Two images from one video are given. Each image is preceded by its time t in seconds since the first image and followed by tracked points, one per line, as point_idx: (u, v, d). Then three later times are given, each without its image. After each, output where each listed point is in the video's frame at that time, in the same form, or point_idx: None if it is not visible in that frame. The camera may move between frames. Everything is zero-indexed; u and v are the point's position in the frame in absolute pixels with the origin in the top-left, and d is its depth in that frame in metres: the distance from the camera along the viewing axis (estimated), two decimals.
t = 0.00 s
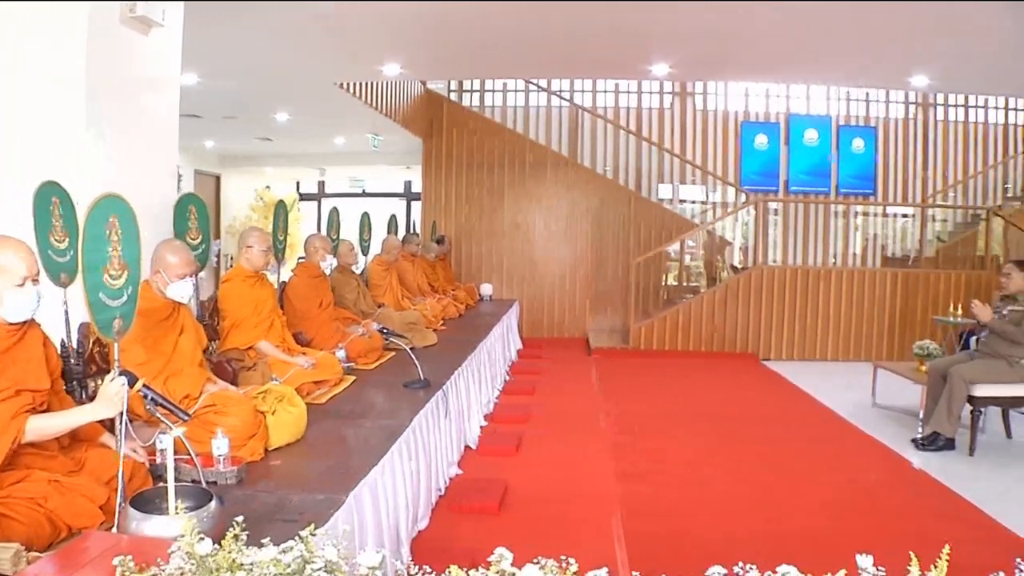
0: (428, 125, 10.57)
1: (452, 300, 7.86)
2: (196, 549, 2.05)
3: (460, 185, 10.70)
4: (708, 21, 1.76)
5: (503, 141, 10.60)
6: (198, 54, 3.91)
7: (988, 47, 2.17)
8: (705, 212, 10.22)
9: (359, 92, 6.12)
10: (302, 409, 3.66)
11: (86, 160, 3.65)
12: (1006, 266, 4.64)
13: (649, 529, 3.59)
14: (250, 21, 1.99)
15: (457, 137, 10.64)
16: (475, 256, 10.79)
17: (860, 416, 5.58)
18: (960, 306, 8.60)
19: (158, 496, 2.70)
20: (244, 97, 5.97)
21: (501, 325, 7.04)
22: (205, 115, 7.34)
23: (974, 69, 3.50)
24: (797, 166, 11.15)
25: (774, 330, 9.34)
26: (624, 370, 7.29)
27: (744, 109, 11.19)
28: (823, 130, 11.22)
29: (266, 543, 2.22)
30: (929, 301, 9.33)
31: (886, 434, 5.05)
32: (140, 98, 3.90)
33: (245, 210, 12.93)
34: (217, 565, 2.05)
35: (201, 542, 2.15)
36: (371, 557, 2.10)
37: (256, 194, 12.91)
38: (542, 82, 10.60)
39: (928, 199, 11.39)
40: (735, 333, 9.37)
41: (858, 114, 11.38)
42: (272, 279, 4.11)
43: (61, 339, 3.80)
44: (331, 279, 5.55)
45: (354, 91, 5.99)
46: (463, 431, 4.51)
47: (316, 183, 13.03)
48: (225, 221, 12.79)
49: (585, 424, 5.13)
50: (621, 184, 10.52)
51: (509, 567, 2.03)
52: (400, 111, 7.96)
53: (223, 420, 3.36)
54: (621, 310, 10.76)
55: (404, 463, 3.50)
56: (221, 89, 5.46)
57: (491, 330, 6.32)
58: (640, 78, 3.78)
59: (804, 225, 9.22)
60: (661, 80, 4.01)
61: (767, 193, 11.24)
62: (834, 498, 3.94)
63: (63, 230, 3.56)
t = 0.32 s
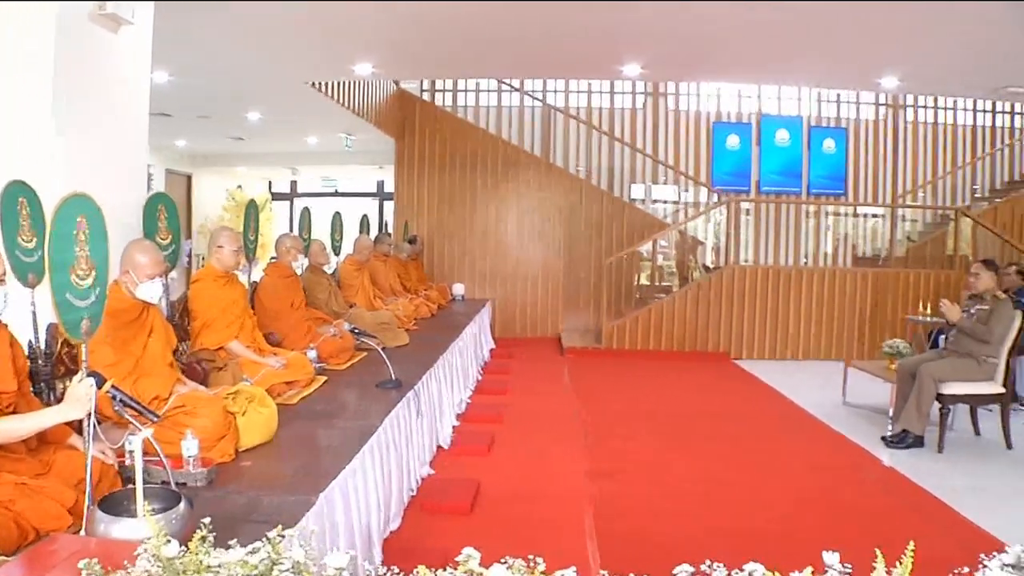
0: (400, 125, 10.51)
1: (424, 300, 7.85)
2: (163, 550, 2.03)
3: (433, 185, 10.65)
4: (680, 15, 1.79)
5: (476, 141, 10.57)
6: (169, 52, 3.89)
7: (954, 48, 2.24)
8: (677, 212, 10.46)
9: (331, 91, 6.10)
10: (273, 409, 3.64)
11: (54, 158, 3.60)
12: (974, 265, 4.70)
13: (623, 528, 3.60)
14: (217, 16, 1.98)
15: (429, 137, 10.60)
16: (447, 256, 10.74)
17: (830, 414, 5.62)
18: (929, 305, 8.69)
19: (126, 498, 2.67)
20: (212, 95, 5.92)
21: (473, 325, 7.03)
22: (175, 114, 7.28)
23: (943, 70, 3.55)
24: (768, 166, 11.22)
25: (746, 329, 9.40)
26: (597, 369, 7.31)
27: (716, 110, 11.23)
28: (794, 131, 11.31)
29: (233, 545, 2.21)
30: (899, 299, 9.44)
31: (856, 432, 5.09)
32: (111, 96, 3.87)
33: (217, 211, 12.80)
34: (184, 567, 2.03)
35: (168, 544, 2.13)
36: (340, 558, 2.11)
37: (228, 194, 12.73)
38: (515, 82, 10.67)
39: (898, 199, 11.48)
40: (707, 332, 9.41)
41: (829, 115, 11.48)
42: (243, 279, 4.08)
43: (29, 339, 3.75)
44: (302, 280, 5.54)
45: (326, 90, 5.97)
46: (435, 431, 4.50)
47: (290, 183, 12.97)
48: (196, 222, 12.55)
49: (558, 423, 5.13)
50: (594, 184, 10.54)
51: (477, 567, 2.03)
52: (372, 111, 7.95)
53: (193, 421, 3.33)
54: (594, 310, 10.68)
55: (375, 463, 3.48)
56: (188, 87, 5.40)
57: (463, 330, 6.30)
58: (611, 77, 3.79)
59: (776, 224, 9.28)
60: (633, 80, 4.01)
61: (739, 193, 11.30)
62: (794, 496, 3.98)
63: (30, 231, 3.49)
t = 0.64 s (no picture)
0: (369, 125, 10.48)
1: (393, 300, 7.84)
2: (124, 554, 2.05)
3: (402, 186, 10.62)
4: (646, 17, 1.94)
5: (445, 141, 10.57)
6: (134, 50, 3.86)
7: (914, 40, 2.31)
8: (646, 212, 10.21)
9: (299, 91, 6.07)
10: (239, 410, 3.62)
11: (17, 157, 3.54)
12: (939, 264, 4.75)
13: (594, 527, 3.61)
14: (177, 12, 1.98)
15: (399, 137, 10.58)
16: (417, 256, 10.71)
17: (797, 412, 5.67)
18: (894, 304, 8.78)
19: (91, 501, 2.66)
20: (178, 94, 5.85)
21: (442, 324, 7.04)
22: (140, 113, 7.21)
23: (905, 70, 3.59)
24: (736, 166, 11.30)
25: (714, 328, 9.44)
26: (566, 369, 7.33)
27: (685, 110, 11.28)
28: (762, 132, 11.38)
29: (196, 546, 2.23)
30: (866, 299, 9.52)
31: (822, 430, 5.14)
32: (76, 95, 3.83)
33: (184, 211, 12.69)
34: (146, 570, 2.05)
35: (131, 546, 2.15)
36: (303, 559, 2.14)
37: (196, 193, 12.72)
38: (484, 82, 10.54)
39: (865, 199, 11.58)
40: (677, 331, 9.46)
41: (796, 116, 11.61)
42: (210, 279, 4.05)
43: None
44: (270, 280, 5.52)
45: (293, 88, 5.95)
46: (404, 431, 4.50)
47: (257, 182, 12.81)
48: (164, 222, 12.44)
49: (527, 422, 5.15)
50: (563, 184, 10.55)
51: (440, 566, 2.09)
52: (341, 110, 7.93)
53: (159, 423, 3.31)
54: (564, 309, 10.73)
55: (343, 464, 3.47)
56: (154, 86, 5.34)
57: (432, 330, 6.30)
58: (580, 78, 3.79)
59: (743, 224, 9.31)
60: (599, 80, 4.01)
61: (707, 193, 11.35)
62: (766, 494, 4.01)
63: None
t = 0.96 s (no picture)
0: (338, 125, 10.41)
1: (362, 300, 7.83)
2: (86, 557, 2.08)
3: (372, 186, 10.57)
4: (642, 17, 2.18)
5: (414, 142, 10.53)
6: (102, 48, 3.84)
7: (893, 25, 2.32)
8: (615, 212, 10.35)
9: (268, 90, 6.05)
10: (207, 411, 3.58)
11: None
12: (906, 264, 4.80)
13: (566, 527, 3.61)
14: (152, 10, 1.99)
15: (368, 137, 10.53)
16: (386, 255, 10.67)
17: (766, 411, 5.71)
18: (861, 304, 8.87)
19: (56, 504, 2.63)
20: (144, 92, 5.79)
21: (411, 324, 7.03)
22: (108, 111, 7.13)
23: (873, 70, 3.64)
24: (706, 167, 11.32)
25: (684, 327, 9.51)
26: (536, 368, 7.34)
27: (655, 110, 11.32)
28: (732, 132, 11.40)
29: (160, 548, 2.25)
30: (835, 298, 9.60)
31: (791, 429, 5.18)
32: (43, 94, 3.79)
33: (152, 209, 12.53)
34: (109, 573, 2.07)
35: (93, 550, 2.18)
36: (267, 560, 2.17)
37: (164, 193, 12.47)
38: (454, 82, 10.56)
39: (833, 199, 11.67)
40: (648, 330, 9.51)
41: (765, 117, 11.67)
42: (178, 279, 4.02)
43: None
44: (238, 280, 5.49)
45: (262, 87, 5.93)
46: (373, 432, 4.48)
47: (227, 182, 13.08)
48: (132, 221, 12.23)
49: (497, 423, 5.15)
50: (533, 184, 10.57)
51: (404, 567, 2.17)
52: (310, 110, 7.91)
53: (125, 424, 3.28)
54: (533, 308, 10.78)
55: (311, 464, 3.45)
56: (119, 84, 5.28)
57: (402, 330, 6.29)
58: (551, 77, 3.80)
59: (712, 224, 9.36)
60: (570, 80, 4.00)
61: (677, 193, 11.39)
62: (736, 493, 4.04)
63: None
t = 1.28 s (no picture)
0: (306, 124, 10.22)
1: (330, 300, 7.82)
2: (47, 560, 2.14)
3: (341, 185, 10.41)
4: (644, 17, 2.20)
5: (384, 141, 10.40)
6: (70, 47, 3.82)
7: (866, 25, 2.35)
8: (584, 212, 10.61)
9: (238, 89, 6.03)
10: (174, 413, 3.53)
11: None
12: (872, 263, 4.86)
13: (535, 526, 3.63)
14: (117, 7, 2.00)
15: (337, 137, 10.37)
16: (356, 256, 10.48)
17: (734, 410, 5.75)
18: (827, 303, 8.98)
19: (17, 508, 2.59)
20: (107, 90, 5.72)
21: (380, 324, 7.03)
22: (75, 109, 7.04)
23: (840, 71, 3.69)
24: (674, 168, 11.40)
25: (652, 326, 9.54)
26: (504, 368, 7.36)
27: (624, 111, 11.44)
28: (700, 133, 11.48)
29: (123, 551, 2.30)
30: (802, 298, 9.70)
31: (758, 428, 5.22)
32: (5, 92, 3.76)
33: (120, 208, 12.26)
34: None
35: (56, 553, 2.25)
36: (230, 562, 2.20)
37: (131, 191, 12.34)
38: (423, 81, 10.79)
39: (801, 199, 11.78)
40: (617, 329, 9.55)
41: (734, 117, 11.73)
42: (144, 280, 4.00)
43: None
44: (205, 280, 5.47)
45: (230, 87, 5.91)
46: (342, 432, 4.48)
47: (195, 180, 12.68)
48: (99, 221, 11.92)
49: (466, 423, 5.17)
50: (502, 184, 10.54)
51: (368, 568, 2.21)
52: (279, 109, 7.90)
53: (91, 426, 3.25)
54: (502, 307, 10.71)
55: (280, 465, 3.45)
56: (83, 82, 5.22)
57: (371, 330, 6.29)
58: (520, 78, 3.80)
59: (681, 224, 9.42)
60: (538, 81, 4.00)
61: (646, 193, 11.46)
62: (703, 491, 4.08)
63: None
